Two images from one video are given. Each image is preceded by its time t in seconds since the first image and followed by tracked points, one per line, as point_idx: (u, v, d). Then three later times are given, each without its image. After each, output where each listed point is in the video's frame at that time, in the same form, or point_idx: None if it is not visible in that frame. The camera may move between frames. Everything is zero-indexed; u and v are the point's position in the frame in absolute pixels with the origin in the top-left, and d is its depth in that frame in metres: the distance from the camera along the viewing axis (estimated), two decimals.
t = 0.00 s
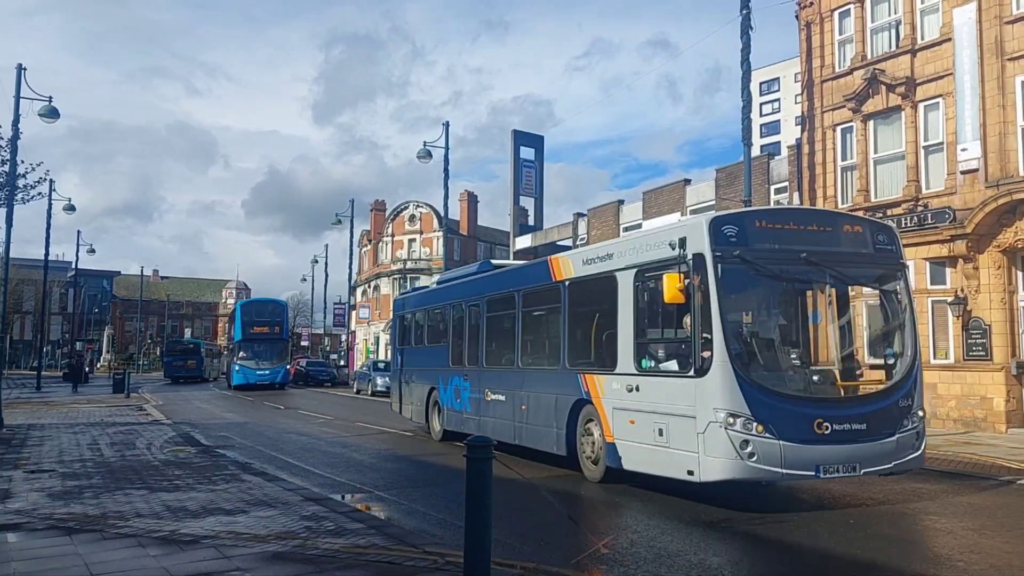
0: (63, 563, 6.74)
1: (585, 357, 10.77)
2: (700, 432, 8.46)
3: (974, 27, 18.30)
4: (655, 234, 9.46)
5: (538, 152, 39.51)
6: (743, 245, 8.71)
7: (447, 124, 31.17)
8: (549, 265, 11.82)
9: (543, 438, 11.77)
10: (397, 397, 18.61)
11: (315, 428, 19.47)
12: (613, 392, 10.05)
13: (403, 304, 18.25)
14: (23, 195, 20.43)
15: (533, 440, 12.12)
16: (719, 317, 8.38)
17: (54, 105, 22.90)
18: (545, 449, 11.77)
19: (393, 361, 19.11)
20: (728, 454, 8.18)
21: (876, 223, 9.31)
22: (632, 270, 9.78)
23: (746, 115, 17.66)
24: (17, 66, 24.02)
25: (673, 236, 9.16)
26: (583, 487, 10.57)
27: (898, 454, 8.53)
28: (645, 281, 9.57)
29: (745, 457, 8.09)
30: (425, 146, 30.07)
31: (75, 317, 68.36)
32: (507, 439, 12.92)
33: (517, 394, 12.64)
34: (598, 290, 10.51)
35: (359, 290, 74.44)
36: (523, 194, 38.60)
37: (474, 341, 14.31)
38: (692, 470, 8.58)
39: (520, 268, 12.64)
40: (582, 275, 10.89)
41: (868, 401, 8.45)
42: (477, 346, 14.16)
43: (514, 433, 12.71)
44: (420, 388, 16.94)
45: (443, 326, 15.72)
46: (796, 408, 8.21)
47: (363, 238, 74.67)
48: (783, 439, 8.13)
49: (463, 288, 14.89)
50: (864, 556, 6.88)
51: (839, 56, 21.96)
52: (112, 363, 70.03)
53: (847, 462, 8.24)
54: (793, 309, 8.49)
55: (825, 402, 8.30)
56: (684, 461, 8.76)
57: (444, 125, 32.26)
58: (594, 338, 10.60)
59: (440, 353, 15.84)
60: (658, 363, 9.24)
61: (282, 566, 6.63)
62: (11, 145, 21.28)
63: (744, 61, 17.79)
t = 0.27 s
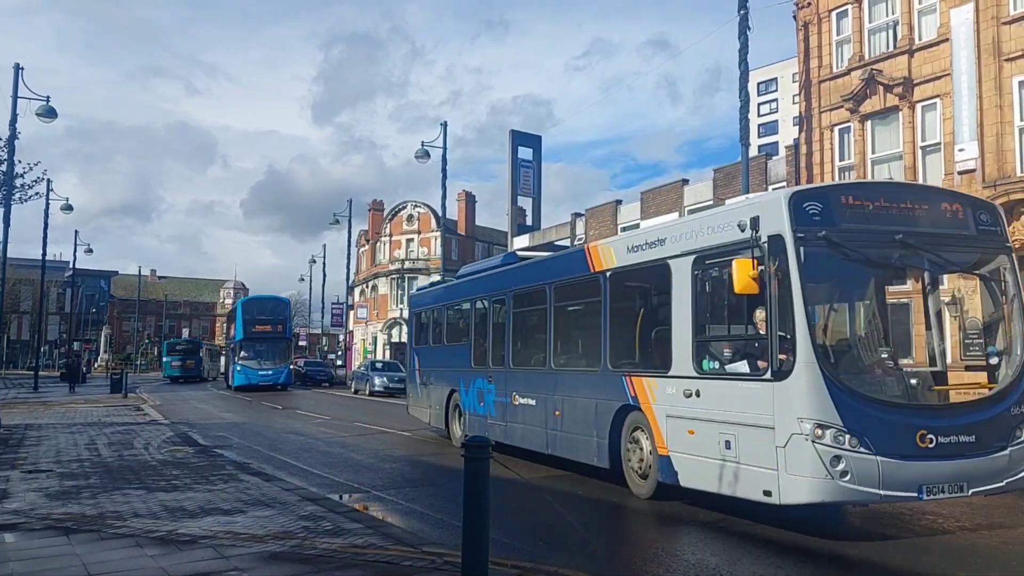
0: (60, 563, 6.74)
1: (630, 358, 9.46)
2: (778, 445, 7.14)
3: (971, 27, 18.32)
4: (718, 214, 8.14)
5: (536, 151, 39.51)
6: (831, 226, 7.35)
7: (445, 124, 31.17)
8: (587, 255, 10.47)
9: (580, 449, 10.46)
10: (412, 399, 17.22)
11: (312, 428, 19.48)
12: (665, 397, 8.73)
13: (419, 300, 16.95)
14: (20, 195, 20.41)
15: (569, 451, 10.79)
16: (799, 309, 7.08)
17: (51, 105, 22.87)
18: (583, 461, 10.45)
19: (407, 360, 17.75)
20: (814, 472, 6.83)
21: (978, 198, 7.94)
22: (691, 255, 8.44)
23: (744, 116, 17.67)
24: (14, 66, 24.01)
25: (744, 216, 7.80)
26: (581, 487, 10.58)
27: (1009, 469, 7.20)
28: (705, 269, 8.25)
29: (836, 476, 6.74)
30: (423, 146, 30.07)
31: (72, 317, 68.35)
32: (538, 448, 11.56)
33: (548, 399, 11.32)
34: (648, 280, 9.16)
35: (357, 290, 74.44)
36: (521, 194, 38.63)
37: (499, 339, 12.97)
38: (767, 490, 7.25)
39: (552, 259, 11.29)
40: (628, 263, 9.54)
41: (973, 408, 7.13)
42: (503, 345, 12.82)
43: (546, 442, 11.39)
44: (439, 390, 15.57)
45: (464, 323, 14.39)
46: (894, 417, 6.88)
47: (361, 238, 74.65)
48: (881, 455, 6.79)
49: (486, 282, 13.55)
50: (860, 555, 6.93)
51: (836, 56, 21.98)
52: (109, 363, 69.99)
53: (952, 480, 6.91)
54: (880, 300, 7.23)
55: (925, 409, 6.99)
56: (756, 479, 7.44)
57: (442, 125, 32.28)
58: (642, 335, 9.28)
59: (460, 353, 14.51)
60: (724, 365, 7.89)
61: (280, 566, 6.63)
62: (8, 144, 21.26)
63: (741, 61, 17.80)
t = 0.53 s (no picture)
0: (60, 563, 6.74)
1: (682, 357, 8.28)
2: (877, 465, 5.93)
3: (970, 28, 18.32)
4: (794, 188, 6.92)
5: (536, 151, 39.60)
6: (938, 199, 6.14)
7: (445, 125, 31.22)
8: (629, 241, 9.34)
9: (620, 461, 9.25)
10: (431, 403, 16.12)
11: (311, 428, 19.49)
12: (726, 404, 7.50)
13: (439, 296, 15.89)
14: (19, 195, 20.43)
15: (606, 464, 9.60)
16: (903, 299, 5.89)
17: (50, 105, 22.87)
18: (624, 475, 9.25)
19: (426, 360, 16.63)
20: (927, 498, 5.63)
21: None
22: (761, 237, 7.24)
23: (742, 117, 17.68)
24: (13, 66, 24.01)
25: (827, 191, 6.60)
26: (582, 487, 10.61)
27: None
28: (778, 253, 7.03)
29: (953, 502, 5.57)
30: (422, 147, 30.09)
31: (71, 318, 68.35)
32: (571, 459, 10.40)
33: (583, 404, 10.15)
34: (706, 268, 7.97)
35: (356, 290, 74.46)
36: (520, 195, 38.63)
37: (528, 337, 11.85)
38: (865, 518, 6.02)
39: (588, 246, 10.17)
40: (680, 248, 8.37)
41: None
42: (532, 343, 11.68)
43: (580, 452, 10.21)
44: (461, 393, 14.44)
45: (487, 320, 13.30)
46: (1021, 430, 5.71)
47: (360, 239, 74.65)
48: (1007, 476, 5.65)
49: (512, 274, 12.46)
50: (857, 556, 6.94)
51: (835, 57, 21.99)
52: (108, 364, 70.00)
53: None
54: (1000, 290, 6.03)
55: None
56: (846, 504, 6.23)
57: (441, 126, 32.29)
58: (695, 330, 8.12)
59: (484, 352, 13.42)
60: (806, 367, 6.67)
61: (279, 566, 6.64)
62: (7, 145, 21.27)
63: (740, 62, 17.81)
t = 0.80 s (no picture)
0: (61, 564, 6.75)
1: (745, 357, 7.27)
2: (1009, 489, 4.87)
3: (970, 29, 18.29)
4: (893, 157, 5.88)
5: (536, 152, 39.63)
6: None
7: (445, 126, 31.25)
8: (677, 226, 8.38)
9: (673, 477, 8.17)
10: (451, 405, 15.20)
11: (312, 429, 19.51)
12: (805, 411, 6.46)
13: (461, 293, 14.99)
14: (20, 196, 20.45)
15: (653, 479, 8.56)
16: None
17: (51, 106, 22.89)
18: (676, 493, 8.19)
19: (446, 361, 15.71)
20: None
21: None
22: (845, 216, 6.21)
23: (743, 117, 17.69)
24: (14, 67, 24.03)
25: (934, 158, 5.59)
26: (583, 488, 10.62)
27: None
28: (870, 234, 6.02)
29: None
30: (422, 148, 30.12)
31: (73, 318, 68.39)
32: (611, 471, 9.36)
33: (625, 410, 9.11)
34: (776, 255, 6.94)
35: (357, 290, 74.51)
36: (520, 195, 38.63)
37: (560, 335, 10.89)
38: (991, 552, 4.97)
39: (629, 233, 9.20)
40: (743, 232, 7.34)
41: None
42: (565, 341, 10.72)
43: (621, 464, 9.16)
44: (484, 396, 13.51)
45: (514, 316, 12.37)
46: None
47: (361, 239, 74.69)
48: None
49: (542, 266, 11.53)
50: (859, 558, 6.95)
51: (836, 58, 22.00)
52: (109, 364, 70.04)
53: None
54: None
55: None
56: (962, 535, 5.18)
57: (442, 127, 32.32)
58: (760, 326, 7.12)
59: (510, 352, 12.50)
60: (907, 370, 5.63)
61: (280, 567, 6.65)
62: (8, 146, 21.28)
63: (741, 63, 17.82)
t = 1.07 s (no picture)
0: (61, 565, 6.75)
1: (819, 356, 6.32)
2: None
3: (971, 29, 18.27)
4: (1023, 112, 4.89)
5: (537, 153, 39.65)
6: None
7: (446, 127, 31.28)
8: (733, 207, 7.43)
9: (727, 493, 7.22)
10: (473, 410, 14.39)
11: (313, 429, 19.52)
12: (902, 420, 5.43)
13: (484, 290, 14.17)
14: (21, 197, 20.46)
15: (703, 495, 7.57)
16: None
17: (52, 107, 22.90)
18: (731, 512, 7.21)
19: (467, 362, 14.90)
20: None
21: None
22: (955, 184, 5.25)
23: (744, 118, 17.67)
24: (15, 67, 24.04)
25: None
26: (584, 488, 10.62)
27: None
28: (988, 206, 5.06)
29: None
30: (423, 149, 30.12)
31: (73, 319, 68.43)
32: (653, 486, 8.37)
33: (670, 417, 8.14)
34: (864, 233, 5.95)
35: (357, 291, 74.55)
36: (521, 196, 38.63)
37: (594, 332, 9.98)
38: None
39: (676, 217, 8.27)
40: (817, 210, 6.38)
41: None
42: (599, 339, 9.79)
43: (665, 477, 8.19)
44: (508, 399, 12.68)
45: (542, 313, 11.51)
46: None
47: (362, 240, 74.71)
48: None
49: (572, 258, 10.66)
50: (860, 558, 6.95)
51: (836, 58, 22.00)
52: (110, 364, 70.07)
53: None
54: None
55: None
56: None
57: (443, 127, 32.34)
58: (838, 318, 6.12)
59: (536, 351, 11.64)
60: None
61: (281, 567, 6.64)
62: (9, 147, 21.29)
63: (741, 63, 17.82)
